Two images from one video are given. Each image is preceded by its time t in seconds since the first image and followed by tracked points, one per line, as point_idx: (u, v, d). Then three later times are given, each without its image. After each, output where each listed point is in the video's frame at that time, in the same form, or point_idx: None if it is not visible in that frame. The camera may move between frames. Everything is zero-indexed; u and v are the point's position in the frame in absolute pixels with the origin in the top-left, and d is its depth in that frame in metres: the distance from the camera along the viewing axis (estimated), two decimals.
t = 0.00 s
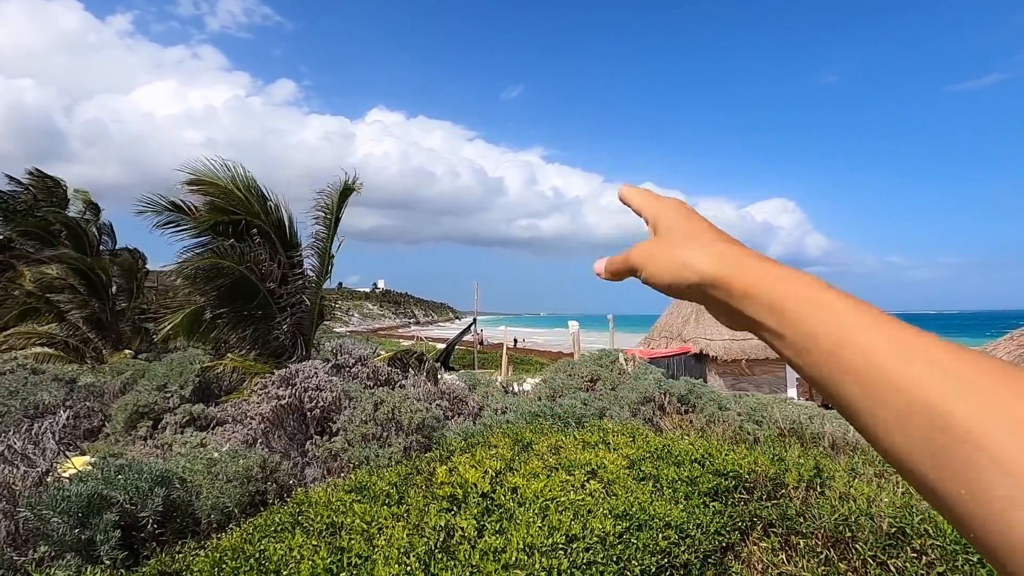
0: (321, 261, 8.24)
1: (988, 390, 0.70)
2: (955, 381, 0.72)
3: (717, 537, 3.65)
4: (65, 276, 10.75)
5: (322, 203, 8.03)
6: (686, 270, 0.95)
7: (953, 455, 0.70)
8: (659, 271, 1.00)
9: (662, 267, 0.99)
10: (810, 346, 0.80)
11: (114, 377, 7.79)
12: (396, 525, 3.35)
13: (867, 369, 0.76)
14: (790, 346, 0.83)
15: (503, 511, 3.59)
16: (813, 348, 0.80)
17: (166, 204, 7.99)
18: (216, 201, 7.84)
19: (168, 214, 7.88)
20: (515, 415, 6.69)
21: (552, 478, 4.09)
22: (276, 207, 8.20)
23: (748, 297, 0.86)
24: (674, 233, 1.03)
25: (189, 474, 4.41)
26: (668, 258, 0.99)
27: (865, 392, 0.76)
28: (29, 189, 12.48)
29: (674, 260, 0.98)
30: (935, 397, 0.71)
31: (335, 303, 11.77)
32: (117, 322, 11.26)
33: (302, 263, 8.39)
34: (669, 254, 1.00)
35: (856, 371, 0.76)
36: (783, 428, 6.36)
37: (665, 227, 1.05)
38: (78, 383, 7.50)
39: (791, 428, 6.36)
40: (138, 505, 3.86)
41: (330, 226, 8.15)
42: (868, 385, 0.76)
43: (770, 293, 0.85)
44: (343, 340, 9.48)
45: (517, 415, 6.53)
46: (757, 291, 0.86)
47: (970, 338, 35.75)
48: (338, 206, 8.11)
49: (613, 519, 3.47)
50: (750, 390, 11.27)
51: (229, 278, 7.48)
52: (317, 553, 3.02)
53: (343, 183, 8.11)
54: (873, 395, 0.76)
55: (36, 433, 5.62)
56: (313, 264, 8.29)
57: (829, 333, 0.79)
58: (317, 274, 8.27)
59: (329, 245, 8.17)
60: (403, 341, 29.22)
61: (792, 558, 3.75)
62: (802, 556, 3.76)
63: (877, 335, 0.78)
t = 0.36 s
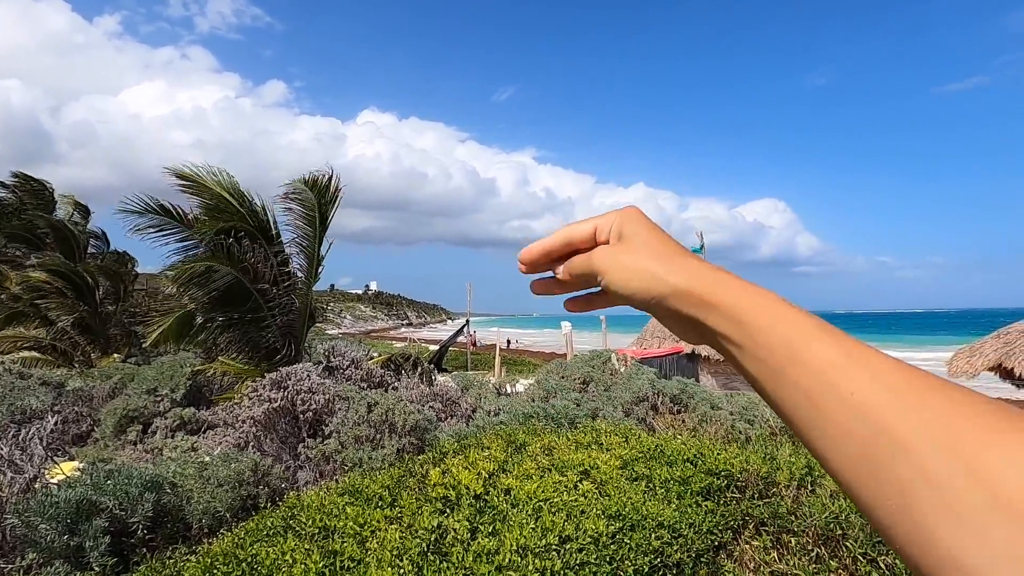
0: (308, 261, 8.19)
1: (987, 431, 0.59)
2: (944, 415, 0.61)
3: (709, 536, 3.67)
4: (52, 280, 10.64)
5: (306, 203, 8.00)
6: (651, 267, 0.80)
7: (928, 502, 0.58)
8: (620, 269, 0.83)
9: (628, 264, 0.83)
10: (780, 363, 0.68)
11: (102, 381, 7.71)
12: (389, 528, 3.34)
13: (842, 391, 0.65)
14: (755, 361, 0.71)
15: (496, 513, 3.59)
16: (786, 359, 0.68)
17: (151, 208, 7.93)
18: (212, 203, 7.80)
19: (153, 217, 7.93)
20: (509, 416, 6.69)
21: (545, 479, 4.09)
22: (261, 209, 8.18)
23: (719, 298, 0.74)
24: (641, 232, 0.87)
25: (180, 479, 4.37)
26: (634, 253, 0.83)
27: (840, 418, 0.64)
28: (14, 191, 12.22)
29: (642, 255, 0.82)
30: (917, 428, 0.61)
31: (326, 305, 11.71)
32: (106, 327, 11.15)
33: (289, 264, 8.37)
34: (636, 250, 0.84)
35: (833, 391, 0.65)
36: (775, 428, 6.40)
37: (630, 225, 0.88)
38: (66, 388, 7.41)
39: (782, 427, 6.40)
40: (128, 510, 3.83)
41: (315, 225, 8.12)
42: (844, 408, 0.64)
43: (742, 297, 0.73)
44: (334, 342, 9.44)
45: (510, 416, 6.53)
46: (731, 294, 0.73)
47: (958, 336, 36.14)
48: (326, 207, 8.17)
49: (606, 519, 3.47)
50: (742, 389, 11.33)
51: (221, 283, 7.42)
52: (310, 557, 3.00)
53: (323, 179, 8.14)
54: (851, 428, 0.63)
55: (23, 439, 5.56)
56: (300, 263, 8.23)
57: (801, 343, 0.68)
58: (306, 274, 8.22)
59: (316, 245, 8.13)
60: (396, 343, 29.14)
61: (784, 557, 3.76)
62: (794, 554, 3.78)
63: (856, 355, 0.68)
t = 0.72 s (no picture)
0: (307, 262, 8.20)
1: (971, 456, 0.72)
2: (877, 429, 0.76)
3: (712, 533, 3.68)
4: (53, 285, 10.63)
5: (299, 203, 7.99)
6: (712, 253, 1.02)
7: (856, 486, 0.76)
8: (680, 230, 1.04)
9: (681, 223, 1.04)
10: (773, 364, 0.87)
11: (105, 386, 7.73)
12: (392, 529, 3.34)
13: (865, 394, 0.79)
14: (800, 357, 0.84)
15: (499, 513, 3.59)
16: (816, 361, 0.83)
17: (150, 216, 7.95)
18: (207, 212, 7.82)
19: (151, 226, 7.97)
20: (511, 416, 6.69)
21: (547, 478, 4.09)
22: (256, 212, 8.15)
23: (761, 300, 0.91)
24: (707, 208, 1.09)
25: (183, 483, 4.36)
26: (696, 229, 1.03)
27: (847, 413, 0.78)
28: (16, 198, 12.16)
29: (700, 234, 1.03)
30: (908, 443, 0.74)
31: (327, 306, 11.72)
32: (107, 331, 11.18)
33: (287, 265, 8.32)
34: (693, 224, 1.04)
35: (853, 389, 0.80)
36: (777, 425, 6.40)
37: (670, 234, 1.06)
38: (69, 392, 7.43)
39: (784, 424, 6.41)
40: (132, 514, 3.83)
41: (311, 225, 8.11)
42: (855, 408, 0.78)
43: (785, 303, 0.90)
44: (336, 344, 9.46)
45: (512, 416, 6.53)
46: (779, 298, 0.90)
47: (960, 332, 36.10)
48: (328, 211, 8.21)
49: (609, 518, 3.47)
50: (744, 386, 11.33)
51: (221, 289, 7.46)
52: (313, 559, 3.00)
53: (314, 178, 8.11)
54: (813, 420, 0.81)
55: (26, 443, 5.57)
56: (297, 264, 8.23)
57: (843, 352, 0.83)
58: (304, 276, 8.22)
59: (315, 248, 8.16)
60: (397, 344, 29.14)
61: (787, 554, 3.79)
62: (797, 552, 3.80)
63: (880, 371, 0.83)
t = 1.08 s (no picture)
0: (301, 265, 8.16)
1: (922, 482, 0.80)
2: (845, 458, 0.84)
3: (704, 532, 3.71)
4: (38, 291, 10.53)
5: (296, 205, 7.98)
6: (687, 283, 1.10)
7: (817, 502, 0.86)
8: (661, 267, 1.11)
9: (661, 260, 1.11)
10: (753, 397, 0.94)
11: (94, 391, 7.63)
12: (384, 531, 3.32)
13: (827, 421, 0.87)
14: (768, 387, 0.92)
15: (492, 514, 3.57)
16: (783, 393, 0.91)
17: (139, 216, 7.90)
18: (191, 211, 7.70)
19: (139, 226, 7.90)
20: (504, 417, 6.68)
21: (540, 479, 4.09)
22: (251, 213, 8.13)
23: (735, 335, 0.98)
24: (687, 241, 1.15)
25: (173, 488, 4.31)
26: (674, 262, 1.10)
27: (807, 437, 0.87)
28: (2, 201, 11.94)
29: (677, 267, 1.10)
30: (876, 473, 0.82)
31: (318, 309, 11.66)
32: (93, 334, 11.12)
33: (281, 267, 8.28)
34: (671, 258, 1.11)
35: (817, 418, 0.87)
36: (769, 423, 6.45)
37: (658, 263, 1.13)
38: (57, 398, 7.33)
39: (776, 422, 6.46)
40: (121, 520, 3.79)
41: (307, 228, 8.10)
42: (819, 434, 0.86)
43: (754, 335, 0.98)
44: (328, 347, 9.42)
45: (505, 417, 6.53)
46: (749, 332, 0.98)
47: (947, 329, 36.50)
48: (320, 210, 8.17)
49: (602, 517, 3.47)
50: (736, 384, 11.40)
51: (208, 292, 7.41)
52: (304, 563, 2.99)
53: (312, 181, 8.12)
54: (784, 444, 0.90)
55: (13, 451, 5.51)
56: (292, 265, 8.20)
57: (810, 385, 0.91)
58: (298, 278, 8.18)
59: (309, 248, 8.12)
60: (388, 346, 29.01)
61: (779, 551, 3.87)
62: (788, 549, 3.85)
63: (842, 399, 0.90)
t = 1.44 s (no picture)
0: (299, 262, 8.13)
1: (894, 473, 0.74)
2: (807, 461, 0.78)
3: (700, 526, 3.72)
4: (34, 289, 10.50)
5: (296, 202, 7.95)
6: (642, 303, 1.04)
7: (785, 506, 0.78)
8: (614, 283, 1.07)
9: (614, 281, 1.07)
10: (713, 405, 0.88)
11: (91, 388, 7.62)
12: (380, 527, 3.32)
13: (776, 416, 0.83)
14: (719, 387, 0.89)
15: (488, 510, 3.58)
16: (734, 392, 0.87)
17: (139, 212, 7.87)
18: (191, 206, 7.68)
19: (140, 222, 7.85)
20: (501, 413, 6.69)
21: (537, 475, 4.09)
22: (249, 211, 8.11)
23: (690, 345, 0.94)
24: (642, 264, 1.11)
25: (170, 484, 4.31)
26: (628, 283, 1.05)
27: (758, 432, 0.83)
28: None
29: (631, 286, 1.05)
30: (846, 470, 0.76)
31: (316, 306, 11.63)
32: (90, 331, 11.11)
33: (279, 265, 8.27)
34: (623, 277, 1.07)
35: (768, 417, 0.83)
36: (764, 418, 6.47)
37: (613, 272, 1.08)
38: (54, 396, 7.31)
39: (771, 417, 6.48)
40: (118, 517, 3.79)
41: (306, 225, 8.07)
42: (769, 430, 0.82)
43: (706, 338, 0.95)
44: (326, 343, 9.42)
45: (502, 414, 6.53)
46: (702, 340, 0.94)
47: (943, 324, 36.58)
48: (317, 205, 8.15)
49: (598, 512, 3.48)
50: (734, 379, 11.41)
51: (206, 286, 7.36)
52: (300, 559, 2.99)
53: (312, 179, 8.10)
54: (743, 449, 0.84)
55: (9, 449, 5.51)
56: (290, 263, 8.16)
57: (761, 382, 0.87)
58: (296, 274, 8.17)
59: (307, 244, 8.11)
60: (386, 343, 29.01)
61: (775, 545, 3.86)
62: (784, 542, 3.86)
63: (797, 394, 0.86)
